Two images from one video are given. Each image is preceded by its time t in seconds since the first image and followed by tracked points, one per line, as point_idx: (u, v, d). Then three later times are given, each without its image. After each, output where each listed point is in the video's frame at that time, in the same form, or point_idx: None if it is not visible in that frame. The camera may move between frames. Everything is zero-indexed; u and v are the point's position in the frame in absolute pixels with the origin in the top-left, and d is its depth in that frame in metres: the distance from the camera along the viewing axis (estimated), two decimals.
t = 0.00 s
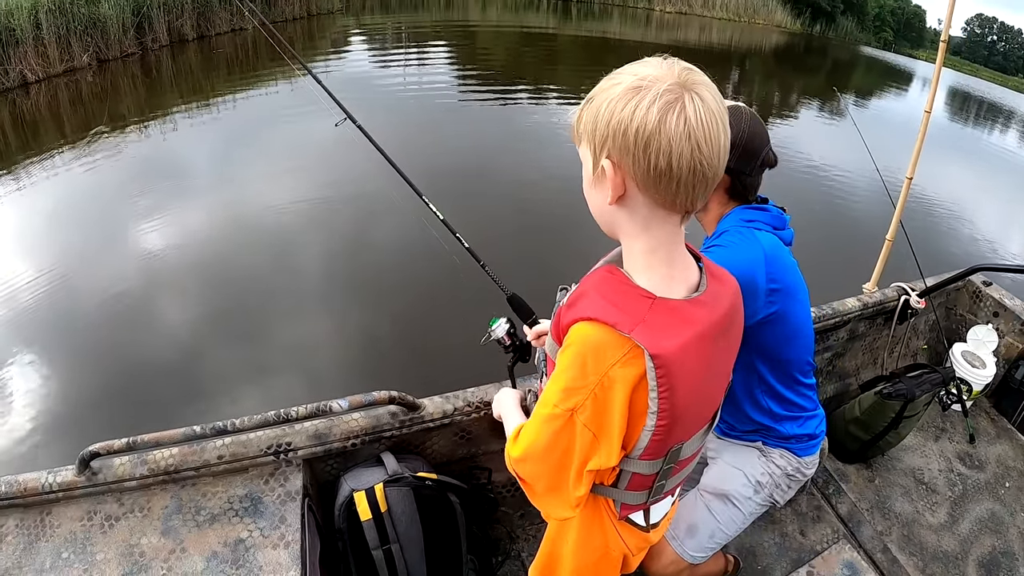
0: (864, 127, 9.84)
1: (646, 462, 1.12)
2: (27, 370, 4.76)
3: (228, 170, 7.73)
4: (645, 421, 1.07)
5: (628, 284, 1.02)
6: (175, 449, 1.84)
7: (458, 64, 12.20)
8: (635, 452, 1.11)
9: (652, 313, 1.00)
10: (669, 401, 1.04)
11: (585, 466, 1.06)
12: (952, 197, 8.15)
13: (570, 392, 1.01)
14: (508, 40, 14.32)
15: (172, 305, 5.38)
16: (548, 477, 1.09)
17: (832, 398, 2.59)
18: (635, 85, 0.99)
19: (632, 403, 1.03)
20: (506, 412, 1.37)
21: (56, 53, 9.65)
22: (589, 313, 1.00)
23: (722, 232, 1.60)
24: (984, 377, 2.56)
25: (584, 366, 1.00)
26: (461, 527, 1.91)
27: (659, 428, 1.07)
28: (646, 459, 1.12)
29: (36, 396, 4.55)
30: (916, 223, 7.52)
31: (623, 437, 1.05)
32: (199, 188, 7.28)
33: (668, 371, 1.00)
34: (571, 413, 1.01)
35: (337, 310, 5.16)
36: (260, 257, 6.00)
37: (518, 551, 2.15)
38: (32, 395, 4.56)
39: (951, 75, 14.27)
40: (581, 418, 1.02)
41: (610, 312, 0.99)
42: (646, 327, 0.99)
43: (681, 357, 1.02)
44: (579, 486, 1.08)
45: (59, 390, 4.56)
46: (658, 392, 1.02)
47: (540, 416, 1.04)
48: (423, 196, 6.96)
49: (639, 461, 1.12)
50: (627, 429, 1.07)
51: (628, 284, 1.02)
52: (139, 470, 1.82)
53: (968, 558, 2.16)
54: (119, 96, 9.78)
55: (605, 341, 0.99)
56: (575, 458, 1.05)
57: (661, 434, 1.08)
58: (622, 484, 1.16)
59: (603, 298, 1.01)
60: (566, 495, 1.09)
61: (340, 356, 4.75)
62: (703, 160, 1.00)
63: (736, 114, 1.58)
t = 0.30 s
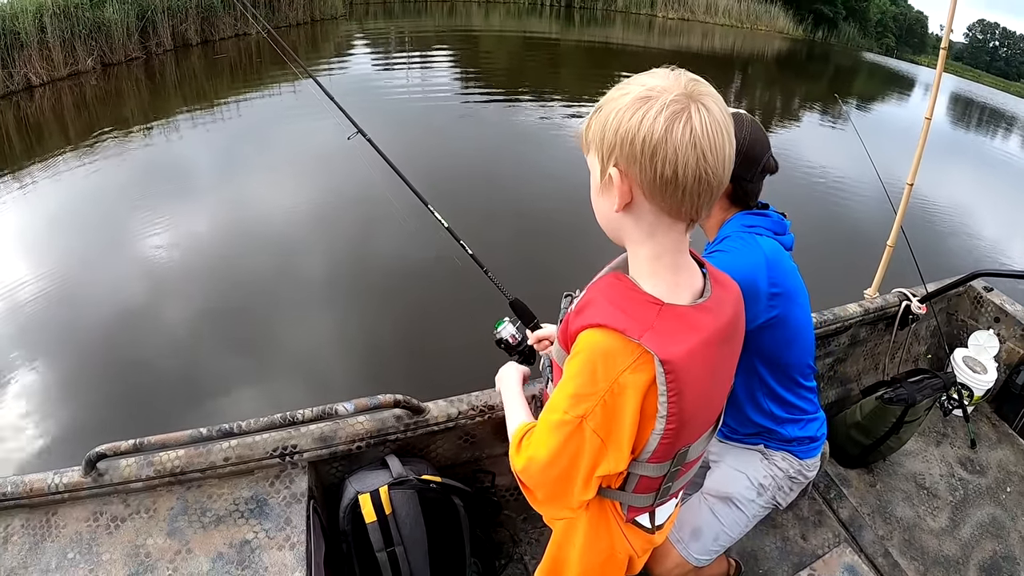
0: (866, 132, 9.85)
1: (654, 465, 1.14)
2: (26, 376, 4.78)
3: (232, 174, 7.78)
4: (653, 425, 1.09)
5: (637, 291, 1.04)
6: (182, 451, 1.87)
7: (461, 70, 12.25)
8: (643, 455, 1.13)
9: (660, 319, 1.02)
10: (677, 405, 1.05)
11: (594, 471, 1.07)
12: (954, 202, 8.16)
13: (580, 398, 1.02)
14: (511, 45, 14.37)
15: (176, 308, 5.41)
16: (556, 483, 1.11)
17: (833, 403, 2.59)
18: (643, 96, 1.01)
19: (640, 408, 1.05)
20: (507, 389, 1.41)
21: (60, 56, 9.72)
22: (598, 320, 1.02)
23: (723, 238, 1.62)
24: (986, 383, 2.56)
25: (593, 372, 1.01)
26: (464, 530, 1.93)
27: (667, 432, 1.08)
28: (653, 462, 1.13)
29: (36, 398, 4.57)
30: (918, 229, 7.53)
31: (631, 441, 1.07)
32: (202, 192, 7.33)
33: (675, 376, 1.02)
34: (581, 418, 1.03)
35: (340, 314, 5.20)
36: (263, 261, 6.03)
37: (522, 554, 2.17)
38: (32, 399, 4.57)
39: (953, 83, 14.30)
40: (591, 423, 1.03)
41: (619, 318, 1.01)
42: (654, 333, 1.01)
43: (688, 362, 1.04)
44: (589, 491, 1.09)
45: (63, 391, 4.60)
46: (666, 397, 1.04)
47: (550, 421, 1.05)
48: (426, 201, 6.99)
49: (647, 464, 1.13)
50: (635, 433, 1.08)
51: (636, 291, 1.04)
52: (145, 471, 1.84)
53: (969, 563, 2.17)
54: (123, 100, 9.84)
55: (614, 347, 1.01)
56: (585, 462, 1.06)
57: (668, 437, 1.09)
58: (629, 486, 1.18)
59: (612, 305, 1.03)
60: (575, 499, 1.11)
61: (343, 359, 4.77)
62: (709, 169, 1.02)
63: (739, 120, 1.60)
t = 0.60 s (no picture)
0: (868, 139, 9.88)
1: (660, 467, 1.16)
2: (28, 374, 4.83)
3: (235, 178, 7.81)
4: (659, 427, 1.10)
5: (645, 296, 1.06)
6: (189, 453, 1.88)
7: (464, 75, 12.30)
8: (650, 458, 1.14)
9: (667, 323, 1.04)
10: (684, 407, 1.07)
11: (601, 472, 1.09)
12: (955, 209, 8.18)
13: (588, 400, 1.04)
14: (514, 51, 14.43)
15: (179, 311, 5.43)
16: (563, 482, 1.12)
17: (836, 409, 2.60)
18: (652, 104, 1.03)
19: (647, 411, 1.06)
20: (500, 379, 1.41)
21: (65, 59, 9.77)
22: (607, 324, 1.04)
23: (729, 242, 1.63)
24: (987, 389, 2.55)
25: (601, 374, 1.03)
26: (470, 533, 1.94)
27: (673, 435, 1.10)
28: (660, 464, 1.15)
29: (38, 399, 4.59)
30: (920, 235, 7.54)
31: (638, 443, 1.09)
32: (205, 194, 7.36)
33: (682, 379, 1.04)
34: (589, 419, 1.05)
35: (343, 318, 5.22)
36: (267, 265, 6.06)
37: (526, 558, 2.18)
38: (34, 398, 4.61)
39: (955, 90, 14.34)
40: (598, 424, 1.05)
41: (627, 322, 1.03)
42: (662, 337, 1.03)
43: (695, 366, 1.05)
44: (594, 491, 1.11)
45: (66, 394, 4.61)
46: (672, 400, 1.06)
47: (558, 422, 1.07)
48: (429, 205, 7.02)
49: (654, 466, 1.15)
50: (642, 436, 1.10)
51: (644, 295, 1.06)
52: (152, 473, 1.85)
53: (971, 568, 2.17)
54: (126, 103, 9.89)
55: (622, 350, 1.03)
56: (592, 462, 1.08)
57: (675, 439, 1.11)
58: (635, 488, 1.20)
59: (620, 309, 1.05)
60: (581, 498, 1.13)
61: (346, 363, 4.79)
62: (716, 176, 1.04)
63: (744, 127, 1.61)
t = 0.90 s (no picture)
0: (869, 142, 9.89)
1: (661, 470, 1.16)
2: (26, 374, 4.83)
3: (236, 180, 7.83)
4: (660, 431, 1.11)
5: (645, 299, 1.06)
6: (191, 456, 1.88)
7: (466, 78, 12.33)
8: (650, 460, 1.15)
9: (667, 327, 1.05)
10: (684, 410, 1.07)
11: (600, 473, 1.10)
12: (956, 213, 8.18)
13: (588, 401, 1.05)
14: (515, 54, 14.46)
15: (180, 313, 5.44)
16: (563, 482, 1.13)
17: (837, 413, 2.60)
18: (653, 110, 1.04)
19: (648, 414, 1.07)
20: (493, 384, 1.42)
21: (67, 61, 9.79)
22: (608, 327, 1.05)
23: (732, 248, 1.64)
24: (988, 393, 2.55)
25: (602, 376, 1.04)
26: (471, 537, 1.95)
27: (674, 438, 1.10)
28: (660, 467, 1.15)
29: (37, 401, 4.59)
30: (922, 239, 7.54)
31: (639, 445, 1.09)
32: (207, 197, 7.37)
33: (683, 383, 1.04)
34: (589, 421, 1.05)
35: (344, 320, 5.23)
36: (268, 267, 6.07)
37: (527, 562, 2.21)
38: (33, 400, 4.61)
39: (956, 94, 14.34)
40: (598, 426, 1.06)
41: (628, 326, 1.04)
42: (662, 340, 1.03)
43: (695, 369, 1.06)
44: (593, 492, 1.12)
45: (66, 395, 4.61)
46: (673, 404, 1.06)
47: (558, 424, 1.08)
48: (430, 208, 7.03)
49: (654, 469, 1.15)
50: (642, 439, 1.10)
51: (644, 299, 1.07)
52: (154, 476, 1.86)
53: (972, 572, 2.18)
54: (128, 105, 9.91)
55: (623, 353, 1.03)
56: (592, 463, 1.09)
57: (675, 442, 1.11)
58: (636, 491, 1.20)
59: (621, 312, 1.05)
60: (580, 499, 1.13)
61: (347, 366, 4.79)
62: (716, 181, 1.05)
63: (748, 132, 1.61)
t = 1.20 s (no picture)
0: (870, 143, 9.89)
1: (661, 471, 1.15)
2: (28, 375, 4.84)
3: (236, 181, 7.83)
4: (660, 431, 1.11)
5: (646, 300, 1.06)
6: (191, 458, 1.88)
7: (466, 79, 12.32)
8: (651, 461, 1.14)
9: (668, 328, 1.05)
10: (685, 411, 1.07)
11: (601, 474, 1.10)
12: (957, 214, 8.17)
13: (589, 402, 1.05)
14: (516, 56, 14.46)
15: (180, 315, 5.43)
16: (564, 481, 1.13)
17: (837, 415, 2.60)
18: (656, 111, 1.04)
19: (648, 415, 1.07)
20: (495, 406, 1.44)
21: (67, 63, 9.80)
22: (609, 328, 1.05)
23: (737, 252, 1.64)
24: (989, 394, 2.56)
25: (603, 377, 1.04)
26: (470, 539, 1.95)
27: (675, 439, 1.10)
28: (661, 468, 1.15)
29: (36, 402, 4.59)
30: (922, 240, 7.52)
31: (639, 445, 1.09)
32: (207, 198, 7.36)
33: (684, 384, 1.04)
34: (590, 421, 1.05)
35: (343, 322, 5.23)
36: (269, 268, 6.07)
37: (527, 564, 2.20)
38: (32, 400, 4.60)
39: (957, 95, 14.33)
40: (599, 426, 1.06)
41: (629, 327, 1.04)
42: (664, 341, 1.03)
43: (697, 370, 1.05)
44: (594, 492, 1.12)
45: (64, 396, 4.61)
46: (673, 404, 1.06)
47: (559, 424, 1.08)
48: (430, 209, 7.02)
49: (655, 470, 1.15)
50: (643, 440, 1.10)
51: (646, 300, 1.06)
52: (153, 478, 1.85)
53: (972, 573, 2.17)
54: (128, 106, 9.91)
55: (624, 354, 1.03)
56: (593, 463, 1.09)
57: (675, 443, 1.11)
58: (637, 492, 1.20)
59: (622, 313, 1.05)
60: (581, 499, 1.13)
61: (346, 367, 4.78)
62: (718, 182, 1.04)
63: (753, 135, 1.62)
